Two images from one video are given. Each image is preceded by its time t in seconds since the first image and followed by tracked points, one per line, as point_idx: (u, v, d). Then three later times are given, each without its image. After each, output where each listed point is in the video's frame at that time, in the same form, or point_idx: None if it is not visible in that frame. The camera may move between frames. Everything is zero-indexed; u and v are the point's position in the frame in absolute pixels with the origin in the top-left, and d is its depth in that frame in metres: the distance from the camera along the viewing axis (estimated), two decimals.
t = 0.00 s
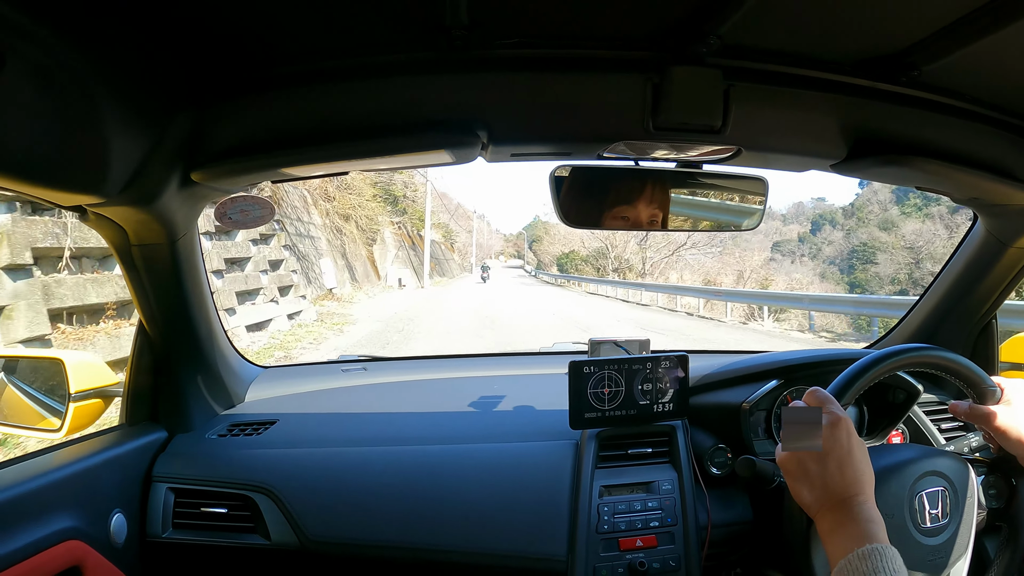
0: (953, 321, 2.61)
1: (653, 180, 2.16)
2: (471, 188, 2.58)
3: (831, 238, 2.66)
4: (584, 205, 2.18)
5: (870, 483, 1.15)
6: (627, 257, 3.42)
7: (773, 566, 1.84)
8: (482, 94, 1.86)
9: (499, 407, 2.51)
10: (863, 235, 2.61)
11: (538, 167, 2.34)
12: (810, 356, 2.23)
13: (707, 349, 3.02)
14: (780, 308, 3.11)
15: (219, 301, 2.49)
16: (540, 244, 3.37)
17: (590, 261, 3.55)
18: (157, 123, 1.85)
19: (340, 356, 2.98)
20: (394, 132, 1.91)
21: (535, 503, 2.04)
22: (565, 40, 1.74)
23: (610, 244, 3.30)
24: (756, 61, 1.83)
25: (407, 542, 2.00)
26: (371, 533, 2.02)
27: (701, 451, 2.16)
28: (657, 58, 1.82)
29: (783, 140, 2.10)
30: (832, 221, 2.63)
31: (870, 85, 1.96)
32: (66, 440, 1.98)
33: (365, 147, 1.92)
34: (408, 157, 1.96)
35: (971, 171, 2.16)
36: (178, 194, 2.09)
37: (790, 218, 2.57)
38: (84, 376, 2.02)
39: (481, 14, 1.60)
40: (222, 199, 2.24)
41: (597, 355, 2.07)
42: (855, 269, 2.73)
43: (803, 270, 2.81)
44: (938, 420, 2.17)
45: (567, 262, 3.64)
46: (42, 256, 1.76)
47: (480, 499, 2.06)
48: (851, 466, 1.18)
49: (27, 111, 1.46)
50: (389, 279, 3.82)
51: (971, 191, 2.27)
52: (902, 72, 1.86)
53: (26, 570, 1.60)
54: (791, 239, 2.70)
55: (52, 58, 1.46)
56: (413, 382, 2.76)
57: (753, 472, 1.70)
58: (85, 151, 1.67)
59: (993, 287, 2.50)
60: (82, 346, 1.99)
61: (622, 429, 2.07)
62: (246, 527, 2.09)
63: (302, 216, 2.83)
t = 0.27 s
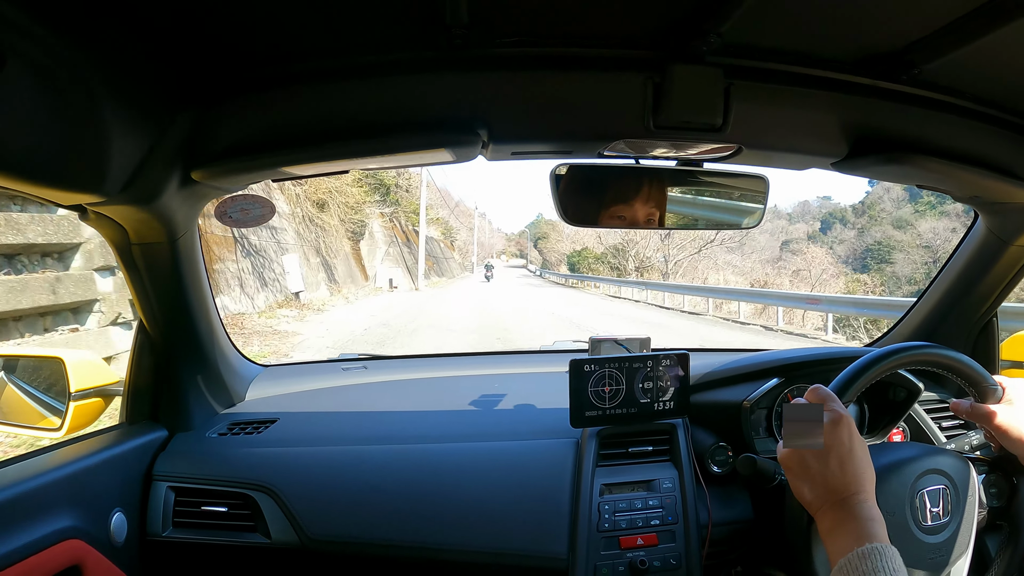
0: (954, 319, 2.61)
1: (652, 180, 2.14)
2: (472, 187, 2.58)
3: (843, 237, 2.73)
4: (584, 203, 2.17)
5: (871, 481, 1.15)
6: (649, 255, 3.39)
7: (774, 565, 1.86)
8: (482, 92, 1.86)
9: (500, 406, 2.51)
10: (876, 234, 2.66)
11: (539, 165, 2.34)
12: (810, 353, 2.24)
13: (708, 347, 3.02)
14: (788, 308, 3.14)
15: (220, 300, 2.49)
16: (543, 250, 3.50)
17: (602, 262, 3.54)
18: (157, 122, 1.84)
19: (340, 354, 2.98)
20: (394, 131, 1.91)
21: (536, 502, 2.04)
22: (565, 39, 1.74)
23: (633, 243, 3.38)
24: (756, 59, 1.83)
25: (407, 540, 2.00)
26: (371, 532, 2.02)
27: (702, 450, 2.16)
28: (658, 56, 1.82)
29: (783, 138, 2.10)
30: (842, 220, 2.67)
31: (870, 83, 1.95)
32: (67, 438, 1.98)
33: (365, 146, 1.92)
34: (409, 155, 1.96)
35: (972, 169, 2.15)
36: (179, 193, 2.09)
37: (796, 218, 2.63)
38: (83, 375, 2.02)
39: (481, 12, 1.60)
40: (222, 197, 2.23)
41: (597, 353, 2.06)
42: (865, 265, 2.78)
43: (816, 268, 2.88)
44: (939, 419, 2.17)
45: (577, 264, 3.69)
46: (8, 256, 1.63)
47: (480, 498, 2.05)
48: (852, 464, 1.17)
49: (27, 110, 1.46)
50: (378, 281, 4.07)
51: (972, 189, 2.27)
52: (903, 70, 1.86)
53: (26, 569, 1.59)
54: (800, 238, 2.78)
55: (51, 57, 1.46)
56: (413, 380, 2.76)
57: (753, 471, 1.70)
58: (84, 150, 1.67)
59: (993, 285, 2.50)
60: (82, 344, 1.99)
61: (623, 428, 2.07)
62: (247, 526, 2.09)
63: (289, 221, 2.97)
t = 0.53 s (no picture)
0: (953, 320, 2.61)
1: (652, 178, 2.15)
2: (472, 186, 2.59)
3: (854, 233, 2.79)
4: (583, 204, 2.18)
5: (871, 479, 1.14)
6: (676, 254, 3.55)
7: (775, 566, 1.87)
8: (482, 93, 1.86)
9: (500, 406, 2.51)
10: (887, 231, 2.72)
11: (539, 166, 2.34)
12: (811, 354, 2.23)
13: (708, 348, 3.02)
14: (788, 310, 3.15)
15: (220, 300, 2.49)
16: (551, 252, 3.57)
17: (616, 263, 3.69)
18: (157, 122, 1.85)
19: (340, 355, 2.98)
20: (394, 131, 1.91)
21: (536, 502, 2.04)
22: (565, 39, 1.74)
23: (643, 244, 3.44)
24: (756, 60, 1.83)
25: (406, 540, 2.00)
26: (371, 532, 2.02)
27: (701, 450, 2.17)
28: (658, 57, 1.82)
29: (783, 139, 2.10)
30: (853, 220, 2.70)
31: (870, 84, 1.96)
32: (67, 437, 1.98)
33: (365, 146, 1.92)
34: (409, 155, 1.96)
35: (972, 170, 2.15)
36: (179, 192, 2.09)
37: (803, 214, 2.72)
38: (83, 373, 2.04)
39: (481, 13, 1.60)
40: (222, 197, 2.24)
41: (597, 353, 2.06)
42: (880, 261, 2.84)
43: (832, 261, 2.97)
44: (939, 419, 2.17)
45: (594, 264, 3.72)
46: None
47: (479, 498, 2.06)
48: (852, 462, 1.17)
49: (28, 110, 1.46)
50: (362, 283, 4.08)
51: (972, 190, 2.27)
52: (903, 71, 1.86)
53: (26, 569, 1.60)
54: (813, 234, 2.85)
55: (52, 57, 1.46)
56: (413, 380, 2.76)
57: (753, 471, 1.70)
58: (85, 150, 1.67)
59: (993, 286, 2.50)
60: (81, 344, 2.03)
61: (622, 428, 2.07)
62: (246, 526, 2.09)
63: (293, 223, 3.07)
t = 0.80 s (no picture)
0: (954, 321, 2.60)
1: (650, 176, 2.15)
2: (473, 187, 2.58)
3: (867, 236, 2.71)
4: (583, 204, 2.17)
5: (873, 476, 1.14)
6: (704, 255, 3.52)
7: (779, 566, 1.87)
8: (482, 94, 1.85)
9: (500, 407, 2.51)
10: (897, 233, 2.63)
11: (540, 167, 2.34)
12: (811, 356, 2.22)
13: (708, 349, 3.02)
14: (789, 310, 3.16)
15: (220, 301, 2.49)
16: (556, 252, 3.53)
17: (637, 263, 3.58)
18: (157, 122, 1.84)
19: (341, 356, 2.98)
20: (394, 132, 1.91)
21: (536, 503, 2.04)
22: (566, 39, 1.74)
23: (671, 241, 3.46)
24: (757, 60, 1.83)
25: (407, 541, 2.00)
26: (371, 533, 2.01)
27: (703, 452, 2.16)
28: (659, 57, 1.81)
29: (785, 139, 2.10)
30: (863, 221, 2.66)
31: (872, 85, 1.95)
32: (68, 437, 1.98)
33: (366, 147, 1.92)
34: (409, 156, 1.95)
35: (974, 171, 2.15)
36: (179, 192, 2.09)
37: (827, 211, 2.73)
38: (83, 374, 2.07)
39: (482, 13, 1.60)
40: (223, 198, 2.23)
41: (597, 355, 2.08)
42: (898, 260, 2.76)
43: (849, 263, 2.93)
44: (941, 421, 2.16)
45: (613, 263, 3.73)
46: None
47: (479, 499, 2.05)
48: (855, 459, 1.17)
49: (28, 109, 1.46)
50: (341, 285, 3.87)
51: (974, 191, 2.26)
52: (905, 71, 1.85)
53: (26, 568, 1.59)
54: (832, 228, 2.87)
55: (51, 56, 1.46)
56: (413, 382, 2.75)
57: (754, 472, 1.71)
58: (85, 149, 1.67)
59: (995, 287, 2.49)
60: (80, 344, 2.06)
61: (623, 430, 2.07)
62: (246, 527, 2.09)
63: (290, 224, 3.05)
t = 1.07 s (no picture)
0: (955, 323, 2.59)
1: (649, 182, 2.13)
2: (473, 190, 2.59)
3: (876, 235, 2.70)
4: (584, 207, 2.18)
5: (876, 477, 1.14)
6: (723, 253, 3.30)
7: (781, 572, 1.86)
8: (483, 98, 1.85)
9: (501, 411, 2.50)
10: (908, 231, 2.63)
11: (540, 170, 2.34)
12: (812, 358, 2.23)
13: (709, 351, 3.02)
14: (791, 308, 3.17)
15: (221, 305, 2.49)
16: (564, 251, 3.47)
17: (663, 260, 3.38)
18: (158, 127, 1.85)
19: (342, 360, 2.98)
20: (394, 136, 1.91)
21: (538, 506, 2.04)
22: (566, 44, 1.74)
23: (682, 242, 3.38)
24: (757, 63, 1.83)
25: (409, 545, 2.00)
26: (373, 538, 2.01)
27: (704, 455, 2.14)
28: (658, 60, 1.82)
29: (784, 142, 2.10)
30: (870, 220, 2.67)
31: (872, 87, 1.95)
32: (68, 443, 1.97)
33: (366, 152, 1.92)
34: (409, 160, 1.96)
35: (974, 173, 2.15)
36: (180, 198, 2.09)
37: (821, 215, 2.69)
38: (85, 381, 2.02)
39: (481, 18, 1.60)
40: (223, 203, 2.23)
41: (598, 359, 2.07)
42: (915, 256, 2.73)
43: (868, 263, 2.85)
44: (943, 423, 2.16)
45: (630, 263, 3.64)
46: None
47: (482, 502, 2.06)
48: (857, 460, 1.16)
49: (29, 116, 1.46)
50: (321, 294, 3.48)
51: (974, 193, 2.26)
52: (904, 74, 1.85)
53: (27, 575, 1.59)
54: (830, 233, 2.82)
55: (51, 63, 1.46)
56: (415, 386, 2.75)
57: (756, 475, 1.71)
58: (86, 156, 1.67)
59: (997, 289, 2.49)
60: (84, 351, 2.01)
61: (624, 433, 2.06)
62: (248, 532, 2.09)
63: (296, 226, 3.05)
